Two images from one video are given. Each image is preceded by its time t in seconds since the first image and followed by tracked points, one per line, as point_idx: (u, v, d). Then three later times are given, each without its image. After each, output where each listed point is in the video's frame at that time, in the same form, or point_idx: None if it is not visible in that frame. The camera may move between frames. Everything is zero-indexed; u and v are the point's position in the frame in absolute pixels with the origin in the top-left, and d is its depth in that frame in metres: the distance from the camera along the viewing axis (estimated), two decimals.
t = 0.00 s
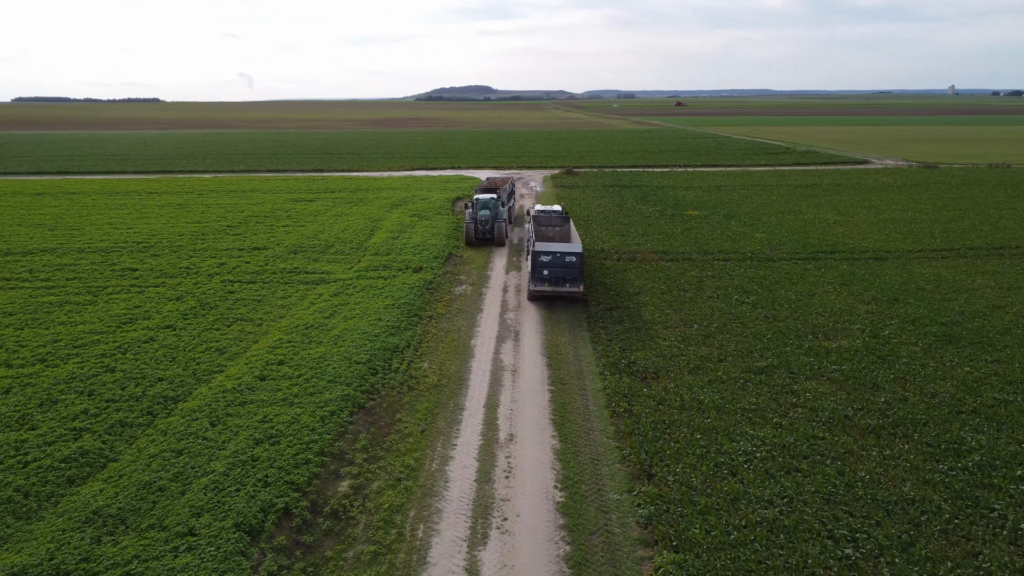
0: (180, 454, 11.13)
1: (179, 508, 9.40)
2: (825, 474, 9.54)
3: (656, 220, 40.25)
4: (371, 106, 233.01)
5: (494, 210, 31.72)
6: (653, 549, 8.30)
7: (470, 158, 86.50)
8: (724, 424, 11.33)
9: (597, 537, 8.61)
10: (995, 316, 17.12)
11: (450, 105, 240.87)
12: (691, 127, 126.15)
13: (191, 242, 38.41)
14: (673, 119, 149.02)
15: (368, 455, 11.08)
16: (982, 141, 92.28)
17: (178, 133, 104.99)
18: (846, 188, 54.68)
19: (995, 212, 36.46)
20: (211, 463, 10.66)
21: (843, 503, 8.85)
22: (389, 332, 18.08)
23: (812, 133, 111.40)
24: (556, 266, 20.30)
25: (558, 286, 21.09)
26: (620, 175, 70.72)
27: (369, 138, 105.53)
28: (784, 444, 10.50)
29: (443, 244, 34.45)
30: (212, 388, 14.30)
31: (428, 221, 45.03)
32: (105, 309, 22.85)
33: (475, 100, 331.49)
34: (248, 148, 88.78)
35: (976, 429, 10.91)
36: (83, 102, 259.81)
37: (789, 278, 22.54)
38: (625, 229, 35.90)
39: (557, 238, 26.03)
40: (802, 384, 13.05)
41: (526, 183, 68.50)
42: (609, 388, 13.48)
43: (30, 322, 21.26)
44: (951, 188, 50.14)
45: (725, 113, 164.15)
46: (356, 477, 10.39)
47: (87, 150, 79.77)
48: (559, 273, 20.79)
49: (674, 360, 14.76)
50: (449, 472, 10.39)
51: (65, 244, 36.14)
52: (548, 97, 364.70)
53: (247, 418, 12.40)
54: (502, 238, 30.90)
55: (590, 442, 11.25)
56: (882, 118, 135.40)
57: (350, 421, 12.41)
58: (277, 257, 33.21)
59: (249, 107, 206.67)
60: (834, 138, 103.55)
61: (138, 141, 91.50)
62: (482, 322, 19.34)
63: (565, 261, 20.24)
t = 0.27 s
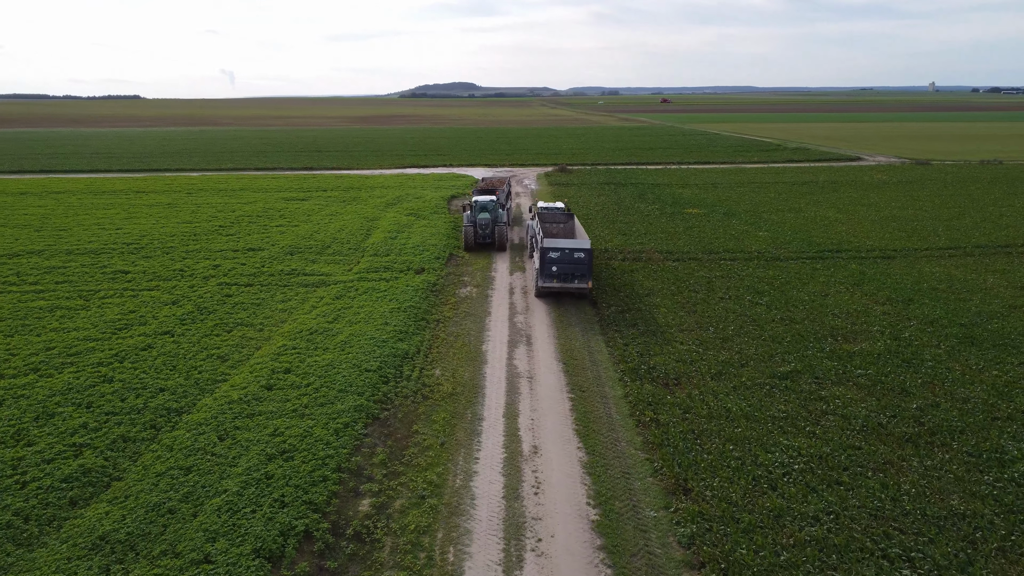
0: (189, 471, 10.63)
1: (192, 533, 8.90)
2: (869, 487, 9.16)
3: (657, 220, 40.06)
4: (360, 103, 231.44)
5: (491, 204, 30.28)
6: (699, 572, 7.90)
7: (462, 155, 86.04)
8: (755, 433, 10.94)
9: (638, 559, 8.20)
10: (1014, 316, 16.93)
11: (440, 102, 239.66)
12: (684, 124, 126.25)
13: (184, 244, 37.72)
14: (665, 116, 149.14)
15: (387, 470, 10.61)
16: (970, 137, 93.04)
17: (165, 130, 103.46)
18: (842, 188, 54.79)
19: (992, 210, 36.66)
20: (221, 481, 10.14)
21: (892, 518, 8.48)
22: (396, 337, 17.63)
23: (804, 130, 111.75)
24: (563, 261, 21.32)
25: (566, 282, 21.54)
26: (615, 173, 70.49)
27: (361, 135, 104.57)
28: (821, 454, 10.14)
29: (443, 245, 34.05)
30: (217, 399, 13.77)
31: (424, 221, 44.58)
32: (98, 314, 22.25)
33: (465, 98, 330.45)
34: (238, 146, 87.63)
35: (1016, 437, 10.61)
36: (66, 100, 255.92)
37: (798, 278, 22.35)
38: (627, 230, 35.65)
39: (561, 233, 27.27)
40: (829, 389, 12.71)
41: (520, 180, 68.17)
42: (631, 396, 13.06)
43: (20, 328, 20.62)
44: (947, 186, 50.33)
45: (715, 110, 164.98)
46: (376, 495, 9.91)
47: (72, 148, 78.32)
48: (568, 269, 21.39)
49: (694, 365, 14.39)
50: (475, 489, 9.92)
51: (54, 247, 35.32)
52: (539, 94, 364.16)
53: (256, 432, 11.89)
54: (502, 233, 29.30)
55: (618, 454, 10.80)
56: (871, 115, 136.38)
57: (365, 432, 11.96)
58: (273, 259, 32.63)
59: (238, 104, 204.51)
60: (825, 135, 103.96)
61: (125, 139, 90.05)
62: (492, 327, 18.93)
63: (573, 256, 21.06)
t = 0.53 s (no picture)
0: (194, 492, 10.08)
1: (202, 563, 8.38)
2: (910, 500, 8.87)
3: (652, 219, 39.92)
4: (343, 100, 229.06)
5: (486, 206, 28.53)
6: None
7: (450, 152, 85.38)
8: (784, 442, 10.62)
9: None
10: None
11: (425, 99, 238.05)
12: (670, 121, 126.56)
13: (170, 248, 36.80)
14: (651, 112, 149.36)
15: (404, 487, 10.13)
16: (952, 134, 94.46)
17: (145, 128, 101.28)
18: (831, 186, 55.13)
19: (981, 207, 37.12)
20: (228, 503, 9.61)
21: (938, 534, 8.20)
22: (400, 343, 17.13)
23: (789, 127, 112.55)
24: (565, 258, 22.04)
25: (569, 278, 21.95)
26: (606, 170, 70.33)
27: (346, 133, 103.28)
28: (856, 464, 9.84)
29: (438, 246, 33.57)
30: (217, 411, 13.17)
31: (416, 221, 44.00)
32: (83, 321, 21.47)
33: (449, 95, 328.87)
34: (221, 144, 85.99)
35: None
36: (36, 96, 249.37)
37: (802, 277, 22.28)
38: (624, 230, 35.43)
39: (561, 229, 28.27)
40: (852, 394, 12.46)
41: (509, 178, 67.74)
42: (650, 404, 12.69)
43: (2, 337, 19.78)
44: (935, 184, 50.81)
45: (700, 107, 165.68)
46: (396, 515, 9.42)
47: (49, 146, 76.29)
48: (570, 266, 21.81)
49: (711, 370, 14.06)
50: (500, 508, 9.46)
51: (34, 252, 34.20)
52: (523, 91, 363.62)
53: (262, 447, 11.34)
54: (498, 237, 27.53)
55: (644, 467, 10.40)
56: (854, 111, 138.07)
57: (377, 446, 11.47)
58: (263, 261, 31.87)
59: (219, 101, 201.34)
60: (811, 132, 104.80)
61: (104, 137, 87.96)
62: (497, 331, 18.53)
63: (575, 252, 21.59)
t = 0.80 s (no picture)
0: (203, 515, 9.54)
1: None
2: (958, 513, 8.58)
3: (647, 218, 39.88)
4: (327, 97, 226.56)
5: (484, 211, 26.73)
6: None
7: (438, 150, 84.64)
8: (817, 452, 10.31)
9: None
10: None
11: (409, 96, 236.34)
12: (657, 118, 126.80)
13: (156, 251, 35.83)
14: (638, 109, 149.62)
15: (426, 506, 9.67)
16: (936, 130, 95.68)
17: (124, 126, 99.02)
18: (821, 184, 55.40)
19: (974, 205, 37.50)
20: (242, 528, 9.11)
21: (991, 553, 7.92)
22: (406, 348, 16.65)
23: (775, 123, 113.29)
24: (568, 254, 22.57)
25: (572, 273, 22.35)
26: (596, 168, 70.11)
27: (332, 131, 101.95)
28: (896, 475, 9.53)
29: (434, 246, 33.08)
30: (220, 425, 12.58)
31: (408, 222, 43.41)
32: (71, 329, 20.69)
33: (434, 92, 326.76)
34: (204, 142, 84.33)
35: None
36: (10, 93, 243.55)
37: (808, 277, 22.19)
38: (621, 230, 35.23)
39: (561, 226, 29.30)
40: (879, 399, 12.21)
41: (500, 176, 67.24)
42: (672, 412, 12.31)
43: None
44: (923, 182, 51.29)
45: (686, 104, 166.36)
46: (421, 537, 8.96)
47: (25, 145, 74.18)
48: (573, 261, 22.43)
49: (730, 375, 13.75)
50: (531, 528, 9.03)
51: (14, 256, 33.08)
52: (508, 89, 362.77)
53: (272, 464, 10.81)
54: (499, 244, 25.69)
55: (675, 481, 10.00)
56: (837, 108, 139.47)
57: (393, 460, 11.00)
58: (255, 263, 31.12)
59: (199, 99, 198.06)
60: (797, 129, 105.53)
61: (83, 135, 85.87)
62: (504, 336, 18.08)
63: (578, 247, 22.20)
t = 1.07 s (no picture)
0: (217, 542, 9.06)
1: None
2: (1008, 530, 8.35)
3: (643, 218, 39.75)
4: (310, 95, 223.80)
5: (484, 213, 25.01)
6: None
7: (428, 148, 83.86)
8: (853, 463, 10.01)
9: None
10: None
11: (394, 93, 234.34)
12: (644, 115, 126.91)
13: (142, 254, 34.85)
14: (624, 106, 149.68)
15: (453, 527, 9.25)
16: (921, 127, 96.83)
17: (104, 125, 96.74)
18: (811, 182, 55.72)
19: (967, 202, 37.84)
20: (260, 557, 8.65)
21: None
22: (414, 355, 16.19)
23: (762, 120, 113.87)
24: (569, 250, 22.78)
25: (575, 269, 22.58)
26: (587, 166, 69.90)
27: (318, 129, 100.58)
28: (938, 488, 9.29)
29: (430, 247, 32.58)
30: (226, 441, 12.03)
31: (401, 222, 42.80)
32: (60, 338, 19.92)
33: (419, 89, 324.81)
34: (186, 141, 82.65)
35: None
36: None
37: (815, 278, 22.06)
38: (618, 230, 35.02)
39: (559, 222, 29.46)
40: (907, 405, 11.99)
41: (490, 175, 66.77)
42: (697, 421, 11.95)
43: None
44: (912, 180, 51.77)
45: (672, 100, 166.74)
46: (451, 562, 8.55)
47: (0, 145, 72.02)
48: (575, 257, 22.67)
49: (751, 381, 13.47)
50: (566, 550, 8.65)
51: None
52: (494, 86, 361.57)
53: (286, 484, 10.31)
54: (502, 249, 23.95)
55: (710, 496, 9.63)
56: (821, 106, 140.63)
57: (413, 477, 10.56)
58: (246, 267, 30.38)
59: (179, 97, 194.42)
60: (783, 125, 106.24)
61: (61, 134, 83.67)
62: (513, 342, 17.62)
63: (580, 243, 22.45)
